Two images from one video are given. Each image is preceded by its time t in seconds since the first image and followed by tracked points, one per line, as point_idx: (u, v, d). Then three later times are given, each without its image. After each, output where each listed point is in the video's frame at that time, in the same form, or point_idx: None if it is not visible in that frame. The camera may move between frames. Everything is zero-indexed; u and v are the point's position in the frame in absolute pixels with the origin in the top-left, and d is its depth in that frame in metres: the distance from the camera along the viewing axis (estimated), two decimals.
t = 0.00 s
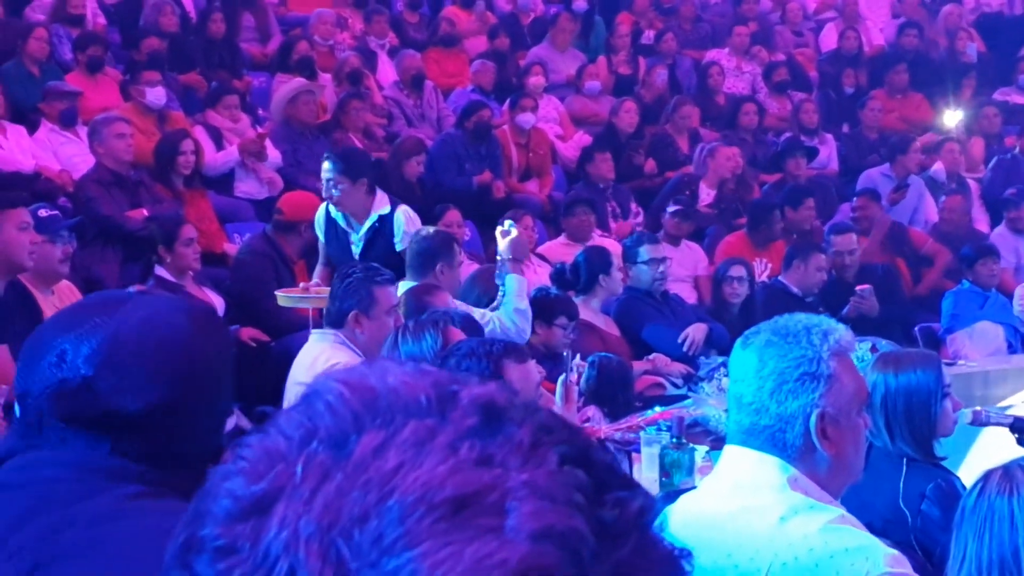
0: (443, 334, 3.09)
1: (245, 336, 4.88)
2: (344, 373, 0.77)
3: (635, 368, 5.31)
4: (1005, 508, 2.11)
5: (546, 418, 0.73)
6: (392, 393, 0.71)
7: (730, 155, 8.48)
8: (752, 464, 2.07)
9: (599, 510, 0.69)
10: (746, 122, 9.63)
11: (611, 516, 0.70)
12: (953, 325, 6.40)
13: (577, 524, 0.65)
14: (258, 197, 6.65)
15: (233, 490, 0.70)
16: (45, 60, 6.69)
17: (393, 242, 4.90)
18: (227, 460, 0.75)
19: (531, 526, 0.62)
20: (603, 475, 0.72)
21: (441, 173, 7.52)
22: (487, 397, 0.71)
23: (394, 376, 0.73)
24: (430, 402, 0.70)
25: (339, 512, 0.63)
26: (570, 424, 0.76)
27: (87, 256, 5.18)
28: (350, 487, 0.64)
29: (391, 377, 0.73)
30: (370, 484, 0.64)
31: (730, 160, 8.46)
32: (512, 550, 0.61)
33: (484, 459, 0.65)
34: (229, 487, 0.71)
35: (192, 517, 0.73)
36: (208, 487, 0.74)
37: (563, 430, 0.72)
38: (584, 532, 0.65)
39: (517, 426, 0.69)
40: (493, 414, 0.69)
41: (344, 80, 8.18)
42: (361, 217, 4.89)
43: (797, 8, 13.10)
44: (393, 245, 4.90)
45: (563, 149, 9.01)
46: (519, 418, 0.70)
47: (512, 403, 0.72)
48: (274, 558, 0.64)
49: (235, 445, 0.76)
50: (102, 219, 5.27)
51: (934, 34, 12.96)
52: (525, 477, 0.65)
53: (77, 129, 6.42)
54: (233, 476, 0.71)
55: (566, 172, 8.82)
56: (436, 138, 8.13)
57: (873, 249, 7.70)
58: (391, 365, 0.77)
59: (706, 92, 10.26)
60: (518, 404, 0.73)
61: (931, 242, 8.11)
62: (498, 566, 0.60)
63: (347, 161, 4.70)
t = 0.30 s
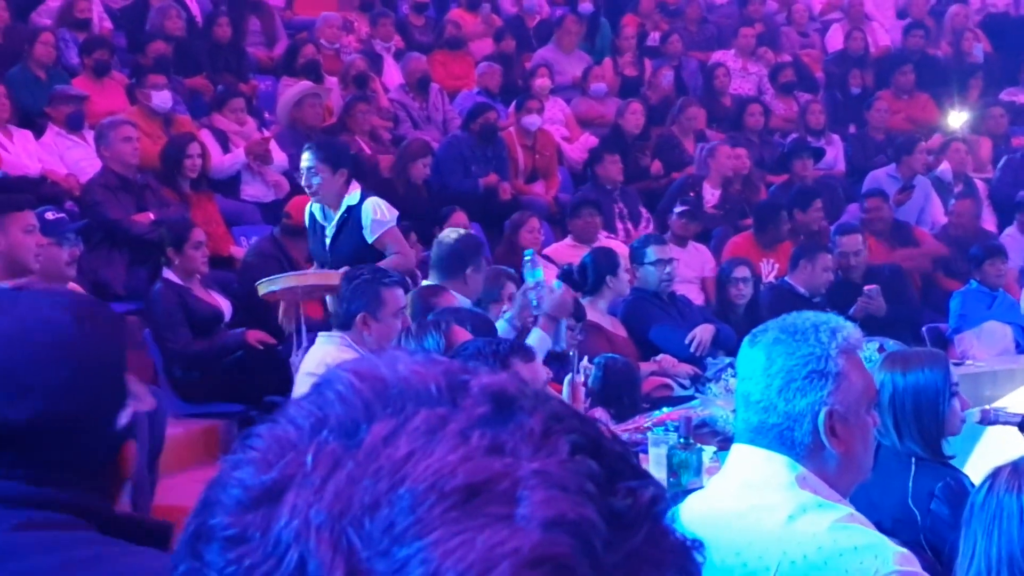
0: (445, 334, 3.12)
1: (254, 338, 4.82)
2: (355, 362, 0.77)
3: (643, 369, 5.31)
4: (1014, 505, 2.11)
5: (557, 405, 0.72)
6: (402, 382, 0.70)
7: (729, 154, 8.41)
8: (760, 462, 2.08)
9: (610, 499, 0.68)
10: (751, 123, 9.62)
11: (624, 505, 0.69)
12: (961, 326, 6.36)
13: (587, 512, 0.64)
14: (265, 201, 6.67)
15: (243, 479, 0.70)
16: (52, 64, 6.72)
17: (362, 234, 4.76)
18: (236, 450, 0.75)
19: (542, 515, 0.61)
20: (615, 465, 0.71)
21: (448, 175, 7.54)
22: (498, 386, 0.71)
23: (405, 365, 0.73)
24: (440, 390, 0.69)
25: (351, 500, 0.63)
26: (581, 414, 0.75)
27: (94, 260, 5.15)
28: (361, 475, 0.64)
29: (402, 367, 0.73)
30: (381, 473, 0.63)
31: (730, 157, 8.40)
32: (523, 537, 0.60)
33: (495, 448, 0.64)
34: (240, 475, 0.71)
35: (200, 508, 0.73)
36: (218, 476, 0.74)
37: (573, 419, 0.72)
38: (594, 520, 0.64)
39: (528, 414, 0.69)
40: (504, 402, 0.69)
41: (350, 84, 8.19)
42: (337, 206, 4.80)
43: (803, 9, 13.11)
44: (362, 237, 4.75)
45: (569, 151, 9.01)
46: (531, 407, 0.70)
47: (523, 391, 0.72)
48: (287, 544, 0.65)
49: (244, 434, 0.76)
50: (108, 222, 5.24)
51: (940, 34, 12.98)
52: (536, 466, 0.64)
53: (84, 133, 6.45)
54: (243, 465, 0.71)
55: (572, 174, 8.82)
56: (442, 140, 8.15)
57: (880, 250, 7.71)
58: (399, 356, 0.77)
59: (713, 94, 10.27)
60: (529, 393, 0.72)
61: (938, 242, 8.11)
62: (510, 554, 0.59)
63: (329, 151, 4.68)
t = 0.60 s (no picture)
0: (459, 337, 3.12)
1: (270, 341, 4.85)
2: (367, 361, 0.74)
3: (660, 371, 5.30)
4: None
5: (570, 405, 0.69)
6: (417, 380, 0.68)
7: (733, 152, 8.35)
8: (778, 463, 2.06)
9: (623, 495, 0.64)
10: (763, 125, 9.60)
11: (637, 500, 0.65)
12: (978, 326, 6.34)
13: (600, 509, 0.61)
14: (280, 204, 6.61)
15: (258, 477, 0.67)
16: (69, 70, 6.77)
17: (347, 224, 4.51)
18: (250, 449, 0.71)
19: (556, 512, 0.58)
20: (627, 462, 0.67)
21: (463, 178, 7.54)
22: (511, 384, 0.68)
23: (419, 365, 0.70)
24: (454, 389, 0.67)
25: (366, 497, 0.60)
26: (596, 413, 0.72)
27: (111, 264, 5.20)
28: (375, 473, 0.61)
29: (415, 366, 0.70)
30: (395, 470, 0.60)
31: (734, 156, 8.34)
32: (538, 534, 0.57)
33: (509, 445, 0.61)
34: (254, 474, 0.67)
35: (215, 506, 0.69)
36: (232, 475, 0.70)
37: (586, 417, 0.68)
38: (608, 517, 0.61)
39: (542, 412, 0.66)
40: (517, 399, 0.66)
41: (365, 87, 8.20)
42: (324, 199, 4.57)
43: (818, 10, 13.10)
44: (345, 227, 4.50)
45: (585, 153, 9.00)
46: (544, 405, 0.67)
47: (536, 390, 0.69)
48: (300, 543, 0.62)
49: (258, 434, 0.72)
50: (126, 227, 5.27)
51: (957, 37, 12.95)
52: (549, 463, 0.61)
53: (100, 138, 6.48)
54: (258, 463, 0.68)
55: (588, 175, 8.81)
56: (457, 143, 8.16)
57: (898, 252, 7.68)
58: (413, 355, 0.74)
59: (729, 95, 10.25)
60: (542, 392, 0.69)
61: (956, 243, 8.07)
62: (524, 551, 0.57)
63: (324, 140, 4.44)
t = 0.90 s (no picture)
0: (490, 344, 3.10)
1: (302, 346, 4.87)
2: (403, 360, 0.76)
3: (694, 376, 5.24)
4: None
5: (605, 401, 0.71)
6: (452, 377, 0.70)
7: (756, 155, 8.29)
8: (811, 468, 2.04)
9: (660, 492, 0.66)
10: (791, 131, 9.61)
11: (673, 497, 0.67)
12: (1015, 329, 6.29)
13: (636, 505, 0.63)
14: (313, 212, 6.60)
15: (296, 474, 0.69)
16: (103, 79, 6.83)
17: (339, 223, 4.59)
18: (288, 445, 0.74)
19: (593, 507, 0.61)
20: (664, 458, 0.69)
21: (496, 184, 7.54)
22: (546, 381, 0.70)
23: (455, 363, 0.73)
24: (490, 386, 0.69)
25: (403, 492, 0.63)
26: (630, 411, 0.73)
27: (145, 272, 5.22)
28: (411, 469, 0.63)
29: (451, 363, 0.72)
30: (432, 466, 0.63)
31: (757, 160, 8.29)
32: (573, 530, 0.59)
33: (544, 441, 0.64)
34: (291, 470, 0.70)
35: (255, 503, 0.72)
36: (271, 472, 0.73)
37: (622, 414, 0.70)
38: (643, 512, 0.63)
39: (577, 409, 0.68)
40: (552, 397, 0.68)
41: (397, 94, 8.21)
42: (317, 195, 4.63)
43: (851, 13, 13.02)
44: (338, 225, 4.57)
45: (617, 159, 8.97)
46: (579, 402, 0.69)
47: (571, 387, 0.71)
48: (339, 538, 0.64)
49: (297, 430, 0.75)
50: (160, 234, 5.31)
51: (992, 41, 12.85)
52: (585, 459, 0.63)
53: (134, 146, 6.53)
54: (295, 460, 0.71)
55: (621, 181, 8.76)
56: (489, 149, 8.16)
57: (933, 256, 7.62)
58: (448, 353, 0.76)
59: (762, 98, 10.20)
60: (577, 389, 0.71)
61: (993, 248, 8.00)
62: (560, 546, 0.59)
63: (327, 136, 4.52)
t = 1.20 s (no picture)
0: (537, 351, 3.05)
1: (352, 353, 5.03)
2: (465, 362, 0.78)
3: (743, 383, 5.21)
4: None
5: (668, 403, 0.72)
6: (515, 379, 0.71)
7: (801, 162, 8.28)
8: (863, 476, 1.99)
9: (725, 494, 0.67)
10: (839, 136, 9.41)
11: (739, 498, 0.68)
12: None
13: (702, 506, 0.64)
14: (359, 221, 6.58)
15: (361, 476, 0.72)
16: (151, 89, 6.91)
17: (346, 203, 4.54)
18: (354, 448, 0.76)
19: (658, 508, 0.62)
20: (729, 462, 0.70)
21: (541, 191, 7.52)
22: (610, 383, 0.71)
23: (517, 364, 0.74)
24: (553, 387, 0.70)
25: (466, 494, 0.64)
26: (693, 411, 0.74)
27: (193, 281, 5.25)
28: (476, 471, 0.65)
29: (514, 366, 0.74)
30: (495, 468, 0.65)
31: (801, 166, 8.28)
32: (639, 530, 0.61)
33: (608, 443, 0.65)
34: (357, 472, 0.72)
35: (319, 505, 0.74)
36: (335, 475, 0.75)
37: (685, 416, 0.71)
38: (709, 513, 0.64)
39: (640, 410, 0.69)
40: (615, 398, 0.69)
41: (442, 102, 8.23)
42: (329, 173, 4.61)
43: (899, 18, 12.90)
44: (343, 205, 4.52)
45: (663, 165, 8.93)
46: (642, 404, 0.70)
47: (634, 389, 0.72)
48: (404, 538, 0.66)
49: (362, 432, 0.77)
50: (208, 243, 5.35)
51: None
52: (650, 460, 0.64)
53: (182, 155, 6.60)
54: (360, 462, 0.73)
55: (667, 187, 8.69)
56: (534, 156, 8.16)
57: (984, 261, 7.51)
58: (510, 355, 0.78)
59: (809, 104, 10.11)
60: (641, 391, 0.73)
61: None
62: (626, 546, 0.60)
63: (337, 114, 4.48)
